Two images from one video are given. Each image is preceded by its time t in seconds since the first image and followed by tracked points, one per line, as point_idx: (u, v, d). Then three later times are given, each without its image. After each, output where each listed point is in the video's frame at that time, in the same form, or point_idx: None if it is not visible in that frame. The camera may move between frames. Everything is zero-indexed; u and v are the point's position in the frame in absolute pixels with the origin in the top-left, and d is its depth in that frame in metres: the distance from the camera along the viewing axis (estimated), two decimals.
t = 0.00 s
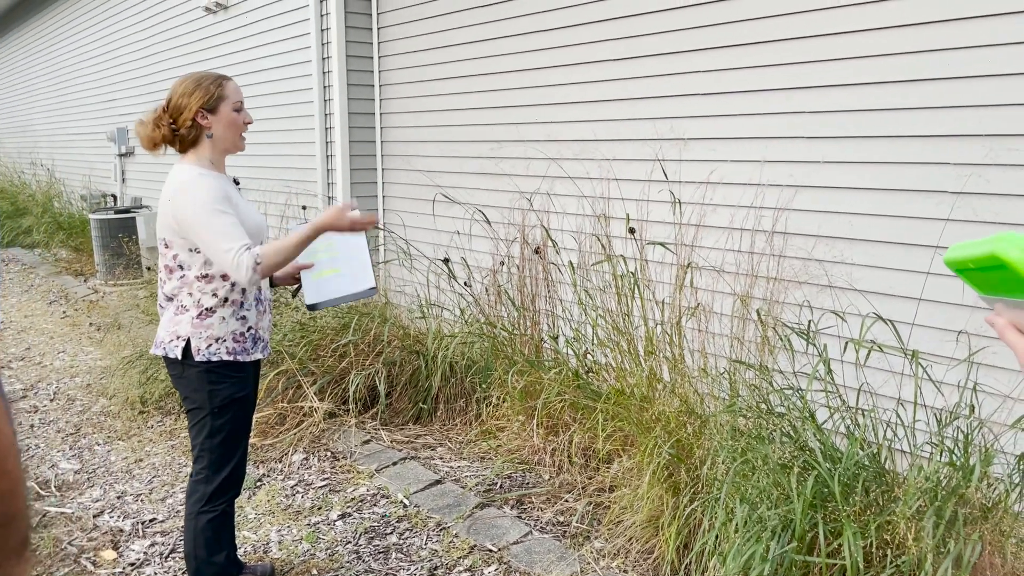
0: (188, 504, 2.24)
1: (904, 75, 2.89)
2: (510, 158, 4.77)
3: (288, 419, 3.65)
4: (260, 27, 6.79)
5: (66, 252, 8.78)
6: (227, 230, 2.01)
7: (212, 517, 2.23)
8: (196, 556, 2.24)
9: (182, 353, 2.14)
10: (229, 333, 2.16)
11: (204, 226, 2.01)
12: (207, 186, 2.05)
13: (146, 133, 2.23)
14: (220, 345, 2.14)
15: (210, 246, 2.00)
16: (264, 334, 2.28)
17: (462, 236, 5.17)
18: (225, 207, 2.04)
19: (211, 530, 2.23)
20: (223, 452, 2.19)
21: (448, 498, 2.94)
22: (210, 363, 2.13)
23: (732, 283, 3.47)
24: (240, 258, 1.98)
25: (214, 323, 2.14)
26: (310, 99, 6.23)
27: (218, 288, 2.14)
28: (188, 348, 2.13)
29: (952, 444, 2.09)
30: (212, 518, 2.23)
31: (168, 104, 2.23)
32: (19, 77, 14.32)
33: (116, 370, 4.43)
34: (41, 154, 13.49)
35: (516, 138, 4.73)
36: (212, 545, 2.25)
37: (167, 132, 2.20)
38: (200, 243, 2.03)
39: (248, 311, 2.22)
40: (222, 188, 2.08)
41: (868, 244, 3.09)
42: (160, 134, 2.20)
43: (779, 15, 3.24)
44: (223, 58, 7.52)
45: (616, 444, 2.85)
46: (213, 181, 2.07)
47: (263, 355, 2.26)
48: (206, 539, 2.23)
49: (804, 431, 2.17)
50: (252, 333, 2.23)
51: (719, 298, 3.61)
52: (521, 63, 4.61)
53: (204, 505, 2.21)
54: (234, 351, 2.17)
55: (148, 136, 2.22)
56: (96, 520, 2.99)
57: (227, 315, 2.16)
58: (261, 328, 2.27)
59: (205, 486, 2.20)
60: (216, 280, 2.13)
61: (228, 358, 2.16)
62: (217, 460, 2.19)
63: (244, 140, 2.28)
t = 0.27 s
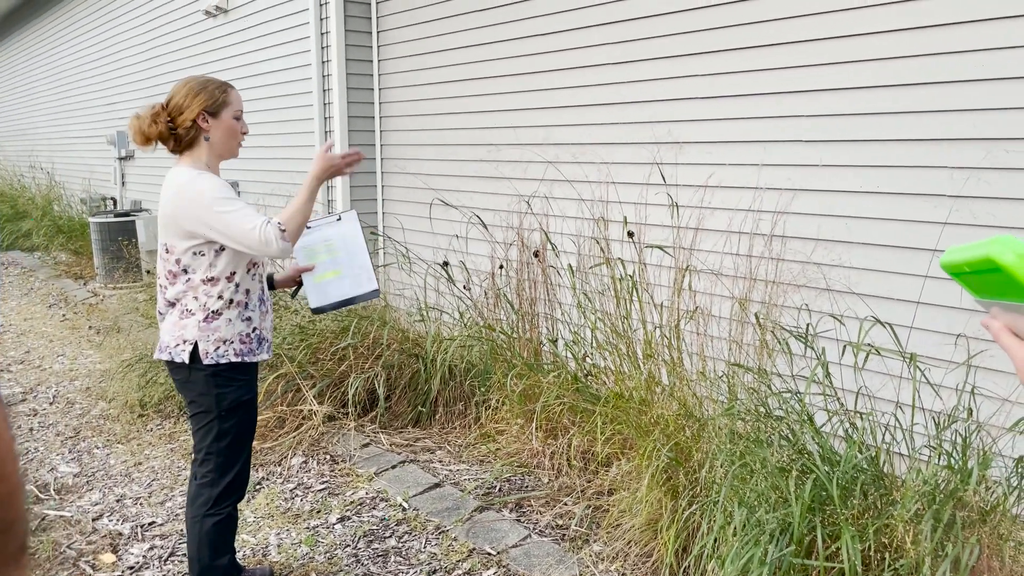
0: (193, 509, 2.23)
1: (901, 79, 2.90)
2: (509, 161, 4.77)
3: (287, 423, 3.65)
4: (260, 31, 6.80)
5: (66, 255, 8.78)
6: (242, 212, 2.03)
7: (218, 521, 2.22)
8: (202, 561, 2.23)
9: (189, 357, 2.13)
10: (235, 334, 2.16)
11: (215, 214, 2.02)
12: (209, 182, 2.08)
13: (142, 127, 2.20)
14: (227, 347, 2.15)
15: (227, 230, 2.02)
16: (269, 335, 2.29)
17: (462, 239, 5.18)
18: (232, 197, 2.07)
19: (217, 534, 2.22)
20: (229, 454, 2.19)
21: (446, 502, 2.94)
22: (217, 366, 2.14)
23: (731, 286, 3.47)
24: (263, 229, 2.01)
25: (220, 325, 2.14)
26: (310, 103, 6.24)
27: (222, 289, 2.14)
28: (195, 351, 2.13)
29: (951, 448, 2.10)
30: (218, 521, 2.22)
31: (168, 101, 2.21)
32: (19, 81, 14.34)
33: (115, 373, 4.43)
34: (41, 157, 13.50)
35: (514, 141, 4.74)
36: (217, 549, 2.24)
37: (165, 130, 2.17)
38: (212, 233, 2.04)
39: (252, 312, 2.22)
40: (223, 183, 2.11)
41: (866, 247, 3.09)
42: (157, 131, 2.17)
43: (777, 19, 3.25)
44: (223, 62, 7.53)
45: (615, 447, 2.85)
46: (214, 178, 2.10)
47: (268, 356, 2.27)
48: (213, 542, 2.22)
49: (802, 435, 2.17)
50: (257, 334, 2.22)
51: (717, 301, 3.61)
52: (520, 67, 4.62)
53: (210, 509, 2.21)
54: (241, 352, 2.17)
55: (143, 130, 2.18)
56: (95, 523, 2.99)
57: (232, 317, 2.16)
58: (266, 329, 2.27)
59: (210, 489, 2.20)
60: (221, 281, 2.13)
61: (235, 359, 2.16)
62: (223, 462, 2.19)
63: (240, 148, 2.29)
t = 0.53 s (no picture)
0: (196, 512, 2.21)
1: (897, 82, 2.91)
2: (506, 165, 4.78)
3: (284, 426, 3.64)
4: (257, 34, 6.81)
5: (63, 258, 8.77)
6: (243, 220, 2.02)
7: (223, 523, 2.21)
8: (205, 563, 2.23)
9: (190, 362, 2.12)
10: (235, 338, 2.16)
11: (216, 220, 2.01)
12: (211, 187, 2.06)
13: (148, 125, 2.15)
14: (228, 350, 2.14)
15: (227, 238, 2.01)
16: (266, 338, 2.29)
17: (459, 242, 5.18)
18: (233, 203, 2.06)
19: (222, 536, 2.22)
20: (234, 457, 2.19)
21: (444, 504, 2.94)
22: (214, 370, 2.13)
23: (728, 289, 3.48)
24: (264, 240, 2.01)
25: (221, 329, 2.14)
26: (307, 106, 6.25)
27: (222, 293, 2.14)
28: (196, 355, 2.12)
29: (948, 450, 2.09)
30: (223, 523, 2.22)
31: (177, 103, 2.19)
32: (17, 84, 14.35)
33: (112, 377, 4.43)
34: (39, 160, 13.50)
35: (511, 144, 4.74)
36: (221, 551, 2.24)
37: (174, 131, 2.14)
38: (212, 240, 2.03)
39: (251, 316, 2.22)
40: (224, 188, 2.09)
41: (862, 250, 3.10)
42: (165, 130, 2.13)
43: (773, 22, 3.26)
44: (221, 65, 7.53)
45: (612, 450, 2.85)
46: (215, 182, 2.08)
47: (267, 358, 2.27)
48: (217, 545, 2.22)
49: (799, 437, 2.17)
50: (255, 337, 2.23)
51: (714, 304, 3.62)
52: (517, 70, 4.63)
53: (215, 511, 2.20)
54: (241, 356, 2.17)
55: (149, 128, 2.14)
56: (92, 527, 2.99)
57: (232, 320, 2.16)
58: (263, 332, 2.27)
59: (214, 492, 2.19)
60: (220, 285, 2.13)
61: (235, 362, 2.16)
62: (227, 465, 2.19)
63: (241, 154, 2.30)
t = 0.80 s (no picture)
0: (196, 513, 2.20)
1: (892, 85, 2.92)
2: (503, 167, 4.78)
3: (282, 428, 3.64)
4: (255, 37, 6.81)
5: (60, 261, 8.76)
6: (251, 227, 2.03)
7: (224, 523, 2.21)
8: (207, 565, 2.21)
9: (192, 363, 2.10)
10: (236, 339, 2.16)
11: (224, 227, 2.00)
12: (216, 193, 2.05)
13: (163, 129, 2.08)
14: (229, 352, 2.14)
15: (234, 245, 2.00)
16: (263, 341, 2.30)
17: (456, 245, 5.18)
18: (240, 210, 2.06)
19: (223, 536, 2.21)
20: (235, 457, 2.18)
21: (441, 507, 2.93)
22: (214, 373, 2.12)
23: (724, 291, 3.48)
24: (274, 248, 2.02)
25: (222, 331, 2.13)
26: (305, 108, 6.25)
27: (224, 296, 2.14)
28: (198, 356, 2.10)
29: (944, 452, 2.09)
30: (225, 524, 2.21)
31: (185, 107, 2.15)
32: (14, 87, 14.33)
33: (109, 380, 4.42)
34: (36, 163, 13.48)
35: (508, 147, 4.75)
36: (223, 551, 2.23)
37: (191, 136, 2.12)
38: (218, 246, 2.02)
39: (249, 319, 2.23)
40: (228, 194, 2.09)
41: (858, 252, 3.10)
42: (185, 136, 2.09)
43: (768, 25, 3.27)
44: (218, 68, 7.53)
45: (609, 452, 2.85)
46: (220, 188, 2.07)
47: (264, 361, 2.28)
48: (218, 545, 2.21)
49: (796, 439, 2.17)
50: (253, 339, 2.24)
51: (711, 306, 3.62)
52: (514, 73, 4.64)
53: (217, 512, 2.19)
54: (241, 357, 2.18)
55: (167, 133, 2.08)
56: (89, 530, 2.98)
57: (233, 322, 2.16)
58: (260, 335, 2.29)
59: (215, 493, 2.17)
60: (222, 288, 2.13)
61: (236, 364, 2.16)
62: (228, 465, 2.18)
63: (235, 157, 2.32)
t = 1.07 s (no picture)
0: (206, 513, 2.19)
1: (889, 85, 2.92)
2: (501, 168, 4.78)
3: (279, 430, 3.63)
4: (252, 38, 6.81)
5: (57, 263, 8.75)
6: (260, 227, 2.06)
7: (235, 521, 2.21)
8: (217, 564, 2.21)
9: (201, 364, 2.09)
10: (242, 339, 2.16)
11: (234, 227, 2.02)
12: (221, 194, 2.06)
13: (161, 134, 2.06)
14: (237, 351, 2.14)
15: (246, 245, 2.02)
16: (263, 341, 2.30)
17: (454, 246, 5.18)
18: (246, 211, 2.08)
19: (233, 534, 2.21)
20: (244, 454, 2.18)
21: (440, 509, 2.93)
22: (215, 373, 2.12)
23: (722, 292, 3.48)
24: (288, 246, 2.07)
25: (229, 330, 2.13)
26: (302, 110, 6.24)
27: (229, 295, 2.14)
28: (207, 356, 2.09)
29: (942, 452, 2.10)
30: (234, 522, 2.21)
31: (177, 109, 2.13)
32: (11, 88, 14.31)
33: (107, 382, 4.41)
34: (33, 164, 13.45)
35: (506, 148, 4.75)
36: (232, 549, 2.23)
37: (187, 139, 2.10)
38: (229, 246, 2.03)
39: (251, 317, 2.24)
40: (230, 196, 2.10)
41: (855, 253, 3.10)
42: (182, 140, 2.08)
43: (765, 26, 3.27)
44: (216, 69, 7.53)
45: (608, 453, 2.85)
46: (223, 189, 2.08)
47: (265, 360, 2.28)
48: (228, 544, 2.21)
49: (793, 440, 2.17)
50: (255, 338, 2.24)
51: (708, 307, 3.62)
52: (511, 74, 4.64)
53: (227, 510, 2.19)
54: (247, 356, 2.18)
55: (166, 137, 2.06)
56: (86, 532, 2.97)
57: (239, 322, 2.16)
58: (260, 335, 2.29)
59: (226, 491, 2.17)
60: (227, 288, 2.13)
61: (243, 362, 2.16)
62: (237, 463, 2.18)
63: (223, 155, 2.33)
